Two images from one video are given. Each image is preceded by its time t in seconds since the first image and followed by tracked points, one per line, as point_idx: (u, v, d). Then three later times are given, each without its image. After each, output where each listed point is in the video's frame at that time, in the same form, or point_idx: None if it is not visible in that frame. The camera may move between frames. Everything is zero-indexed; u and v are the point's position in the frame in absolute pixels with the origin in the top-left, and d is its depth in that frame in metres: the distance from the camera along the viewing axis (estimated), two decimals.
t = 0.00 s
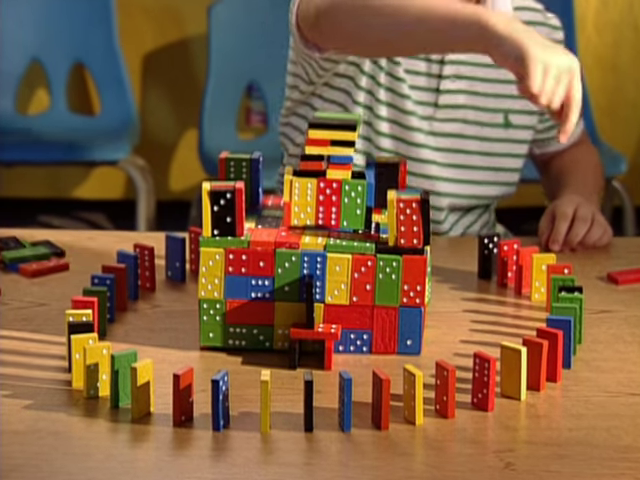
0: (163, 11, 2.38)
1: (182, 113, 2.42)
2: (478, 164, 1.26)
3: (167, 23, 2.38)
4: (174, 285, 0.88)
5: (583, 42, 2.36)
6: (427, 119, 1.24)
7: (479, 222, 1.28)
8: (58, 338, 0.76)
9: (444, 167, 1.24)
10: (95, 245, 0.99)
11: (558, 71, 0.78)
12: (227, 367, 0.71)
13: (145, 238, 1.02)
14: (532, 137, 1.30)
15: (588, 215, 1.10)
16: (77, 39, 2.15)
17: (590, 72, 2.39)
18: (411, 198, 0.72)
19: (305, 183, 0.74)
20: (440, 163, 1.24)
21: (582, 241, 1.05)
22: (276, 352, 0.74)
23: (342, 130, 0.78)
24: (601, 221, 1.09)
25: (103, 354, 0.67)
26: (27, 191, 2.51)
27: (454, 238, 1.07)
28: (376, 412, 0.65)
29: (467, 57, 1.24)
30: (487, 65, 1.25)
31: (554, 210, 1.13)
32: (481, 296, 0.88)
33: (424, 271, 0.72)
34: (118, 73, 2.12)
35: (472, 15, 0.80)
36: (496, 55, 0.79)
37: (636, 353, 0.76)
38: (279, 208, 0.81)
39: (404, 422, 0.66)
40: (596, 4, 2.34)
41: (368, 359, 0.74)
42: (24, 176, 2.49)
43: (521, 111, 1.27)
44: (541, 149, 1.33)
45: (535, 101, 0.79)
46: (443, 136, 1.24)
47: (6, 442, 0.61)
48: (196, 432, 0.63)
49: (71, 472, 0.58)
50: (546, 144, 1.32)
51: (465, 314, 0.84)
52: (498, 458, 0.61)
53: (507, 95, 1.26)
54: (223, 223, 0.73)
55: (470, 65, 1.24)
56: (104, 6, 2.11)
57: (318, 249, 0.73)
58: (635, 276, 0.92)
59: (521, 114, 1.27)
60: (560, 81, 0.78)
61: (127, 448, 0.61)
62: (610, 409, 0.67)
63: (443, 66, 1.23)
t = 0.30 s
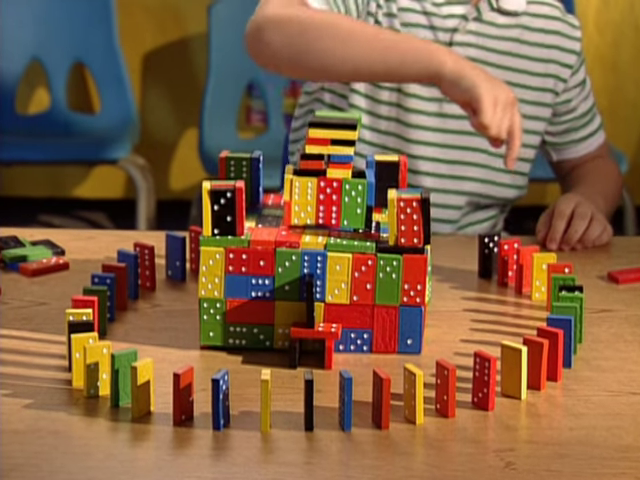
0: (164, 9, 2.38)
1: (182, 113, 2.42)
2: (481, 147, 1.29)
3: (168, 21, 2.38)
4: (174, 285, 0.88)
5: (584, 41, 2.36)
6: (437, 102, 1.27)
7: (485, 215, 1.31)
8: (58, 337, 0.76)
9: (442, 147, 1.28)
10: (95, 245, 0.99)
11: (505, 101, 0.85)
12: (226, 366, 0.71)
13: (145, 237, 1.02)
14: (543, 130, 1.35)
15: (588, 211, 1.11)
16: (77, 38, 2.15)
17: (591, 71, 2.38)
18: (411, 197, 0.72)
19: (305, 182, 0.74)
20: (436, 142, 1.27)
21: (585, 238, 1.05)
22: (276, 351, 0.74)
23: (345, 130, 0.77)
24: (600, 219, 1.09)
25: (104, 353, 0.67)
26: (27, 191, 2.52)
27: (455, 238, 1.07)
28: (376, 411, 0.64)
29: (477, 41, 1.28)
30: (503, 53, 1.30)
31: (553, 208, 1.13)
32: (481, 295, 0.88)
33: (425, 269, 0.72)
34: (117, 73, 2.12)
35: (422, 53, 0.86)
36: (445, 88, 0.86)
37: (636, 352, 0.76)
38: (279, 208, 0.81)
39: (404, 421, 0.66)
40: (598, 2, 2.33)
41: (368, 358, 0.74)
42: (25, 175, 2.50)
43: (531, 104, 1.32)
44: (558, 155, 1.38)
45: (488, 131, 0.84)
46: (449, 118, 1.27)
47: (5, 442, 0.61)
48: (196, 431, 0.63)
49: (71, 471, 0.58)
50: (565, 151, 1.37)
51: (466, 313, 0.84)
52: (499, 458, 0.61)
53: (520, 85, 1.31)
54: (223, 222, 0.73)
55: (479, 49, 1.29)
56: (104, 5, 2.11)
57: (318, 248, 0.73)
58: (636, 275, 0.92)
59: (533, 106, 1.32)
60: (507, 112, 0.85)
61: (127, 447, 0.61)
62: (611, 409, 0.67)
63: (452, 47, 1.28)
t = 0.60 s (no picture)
0: (165, 8, 2.38)
1: (182, 112, 2.42)
2: (481, 136, 1.33)
3: (168, 19, 2.38)
4: (174, 283, 0.88)
5: (584, 40, 2.36)
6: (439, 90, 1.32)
7: (487, 214, 1.36)
8: (58, 335, 0.76)
9: (443, 136, 1.33)
10: (95, 244, 0.99)
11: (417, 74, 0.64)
12: (226, 365, 0.71)
13: (145, 236, 1.02)
14: (545, 123, 1.35)
15: (590, 211, 1.11)
16: (78, 39, 2.15)
17: (591, 70, 2.38)
18: (411, 196, 0.72)
19: (305, 181, 0.74)
20: (450, 164, 1.34)
21: (587, 236, 1.05)
22: (276, 350, 0.74)
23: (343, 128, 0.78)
24: (602, 218, 1.10)
25: (104, 353, 0.67)
26: (28, 190, 2.51)
27: (455, 237, 1.07)
28: (377, 410, 0.65)
29: (474, 29, 1.30)
30: (502, 43, 1.31)
31: (554, 206, 1.14)
32: (481, 294, 0.88)
33: (425, 268, 0.72)
34: (117, 72, 2.12)
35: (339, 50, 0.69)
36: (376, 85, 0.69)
37: (636, 351, 0.76)
38: (279, 206, 0.82)
39: (404, 420, 0.66)
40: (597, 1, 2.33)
41: (368, 358, 0.74)
42: (25, 175, 2.50)
43: (535, 98, 1.33)
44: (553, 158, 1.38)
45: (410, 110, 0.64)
46: (450, 106, 1.32)
47: (6, 441, 0.61)
48: (196, 430, 0.63)
49: (72, 470, 0.58)
50: (559, 156, 1.37)
51: (466, 312, 0.84)
52: (499, 456, 0.61)
53: (521, 77, 1.32)
54: (223, 221, 0.73)
55: (477, 38, 1.30)
56: (104, 5, 2.10)
57: (318, 247, 0.73)
58: (636, 274, 0.92)
59: (535, 100, 1.33)
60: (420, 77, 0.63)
61: (127, 446, 0.61)
62: (611, 408, 0.67)
63: (450, 36, 1.30)
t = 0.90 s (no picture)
0: (165, 7, 2.37)
1: (182, 112, 2.42)
2: (484, 137, 1.33)
3: (168, 19, 2.38)
4: (174, 283, 0.88)
5: (584, 39, 2.36)
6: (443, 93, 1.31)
7: (490, 215, 1.37)
8: (58, 335, 0.76)
9: (449, 139, 1.33)
10: (95, 243, 0.99)
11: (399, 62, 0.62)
12: (226, 365, 0.71)
13: (145, 236, 1.02)
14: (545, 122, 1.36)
15: (589, 210, 1.11)
16: (77, 37, 2.15)
17: (591, 69, 2.38)
18: (411, 195, 0.72)
19: (305, 181, 0.74)
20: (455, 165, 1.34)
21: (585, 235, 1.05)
22: (276, 350, 0.74)
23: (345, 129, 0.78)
24: (601, 218, 1.10)
25: (104, 352, 0.67)
26: (27, 190, 2.51)
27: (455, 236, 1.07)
28: (377, 410, 0.64)
29: (477, 31, 1.29)
30: (502, 43, 1.30)
31: (554, 206, 1.14)
32: (481, 294, 0.88)
33: (425, 267, 0.72)
34: (117, 72, 2.12)
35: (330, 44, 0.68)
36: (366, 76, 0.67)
37: (637, 351, 0.76)
38: (279, 206, 0.82)
39: (404, 419, 0.66)
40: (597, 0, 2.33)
41: (368, 358, 0.74)
42: (25, 175, 2.50)
43: (534, 97, 1.33)
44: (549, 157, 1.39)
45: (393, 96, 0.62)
46: (455, 108, 1.32)
47: (5, 440, 0.61)
48: (196, 429, 0.63)
49: (72, 470, 0.58)
50: (556, 154, 1.38)
51: (466, 311, 0.84)
52: (499, 456, 0.61)
53: (522, 77, 1.32)
54: (223, 221, 0.73)
55: (480, 40, 1.30)
56: (104, 4, 2.10)
57: (318, 246, 0.73)
58: (636, 274, 0.92)
59: (534, 99, 1.33)
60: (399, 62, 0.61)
61: (127, 446, 0.61)
62: (612, 408, 0.67)
63: (453, 39, 1.29)
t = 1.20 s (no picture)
0: (165, 7, 2.37)
1: (182, 112, 2.42)
2: (488, 140, 1.34)
3: (168, 19, 2.37)
4: (174, 283, 0.88)
5: (585, 39, 2.36)
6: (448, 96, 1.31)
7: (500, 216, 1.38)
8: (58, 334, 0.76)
9: (455, 142, 1.33)
10: (96, 243, 0.99)
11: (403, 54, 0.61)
12: (226, 365, 0.71)
13: (145, 236, 1.02)
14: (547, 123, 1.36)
15: (590, 210, 1.11)
16: (77, 37, 2.15)
17: (591, 69, 2.38)
18: (411, 195, 0.72)
19: (305, 181, 0.74)
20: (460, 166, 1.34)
21: (585, 236, 1.05)
22: (276, 350, 0.74)
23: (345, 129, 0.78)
24: (602, 218, 1.09)
25: (104, 352, 0.67)
26: (27, 190, 2.51)
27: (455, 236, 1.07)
28: (377, 410, 0.64)
29: (481, 33, 1.29)
30: (504, 44, 1.30)
31: (555, 206, 1.14)
32: (481, 294, 0.88)
33: (425, 267, 0.72)
34: (117, 71, 2.12)
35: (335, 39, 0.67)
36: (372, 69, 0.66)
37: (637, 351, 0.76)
38: (279, 206, 0.82)
39: (405, 419, 0.66)
40: None
41: (368, 358, 0.74)
42: (25, 175, 2.49)
43: (536, 97, 1.33)
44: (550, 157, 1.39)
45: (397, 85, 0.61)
46: (460, 111, 1.32)
47: (5, 440, 0.61)
48: (196, 429, 0.63)
49: (72, 470, 0.58)
50: (555, 154, 1.38)
51: (466, 311, 0.84)
52: (499, 456, 0.61)
53: (524, 79, 1.32)
54: (223, 221, 0.73)
55: (484, 43, 1.30)
56: (104, 4, 2.10)
57: (318, 246, 0.73)
58: (636, 273, 0.92)
59: (537, 100, 1.33)
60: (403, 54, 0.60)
61: (127, 446, 0.61)
62: (612, 407, 0.67)
63: (458, 42, 1.29)
